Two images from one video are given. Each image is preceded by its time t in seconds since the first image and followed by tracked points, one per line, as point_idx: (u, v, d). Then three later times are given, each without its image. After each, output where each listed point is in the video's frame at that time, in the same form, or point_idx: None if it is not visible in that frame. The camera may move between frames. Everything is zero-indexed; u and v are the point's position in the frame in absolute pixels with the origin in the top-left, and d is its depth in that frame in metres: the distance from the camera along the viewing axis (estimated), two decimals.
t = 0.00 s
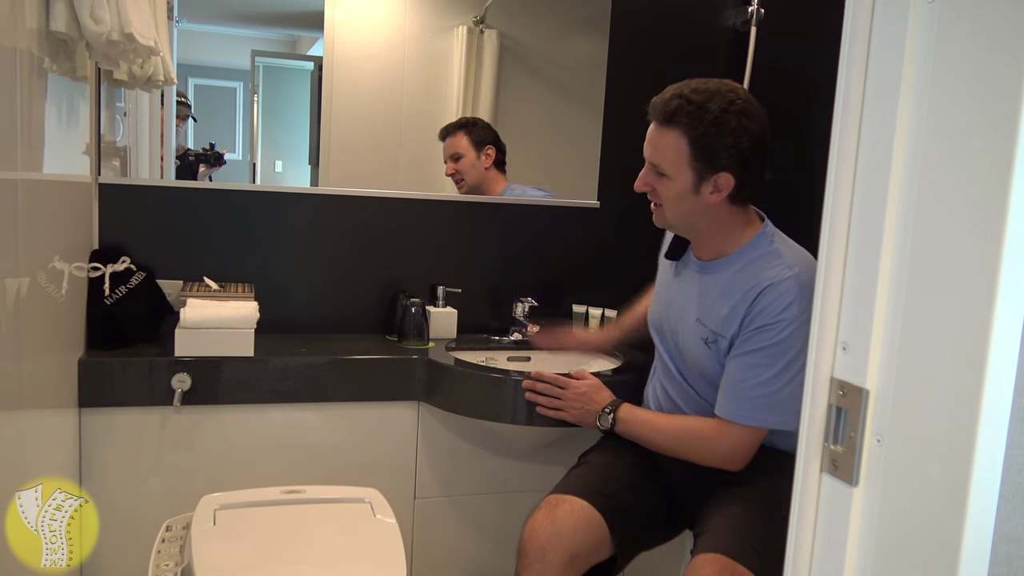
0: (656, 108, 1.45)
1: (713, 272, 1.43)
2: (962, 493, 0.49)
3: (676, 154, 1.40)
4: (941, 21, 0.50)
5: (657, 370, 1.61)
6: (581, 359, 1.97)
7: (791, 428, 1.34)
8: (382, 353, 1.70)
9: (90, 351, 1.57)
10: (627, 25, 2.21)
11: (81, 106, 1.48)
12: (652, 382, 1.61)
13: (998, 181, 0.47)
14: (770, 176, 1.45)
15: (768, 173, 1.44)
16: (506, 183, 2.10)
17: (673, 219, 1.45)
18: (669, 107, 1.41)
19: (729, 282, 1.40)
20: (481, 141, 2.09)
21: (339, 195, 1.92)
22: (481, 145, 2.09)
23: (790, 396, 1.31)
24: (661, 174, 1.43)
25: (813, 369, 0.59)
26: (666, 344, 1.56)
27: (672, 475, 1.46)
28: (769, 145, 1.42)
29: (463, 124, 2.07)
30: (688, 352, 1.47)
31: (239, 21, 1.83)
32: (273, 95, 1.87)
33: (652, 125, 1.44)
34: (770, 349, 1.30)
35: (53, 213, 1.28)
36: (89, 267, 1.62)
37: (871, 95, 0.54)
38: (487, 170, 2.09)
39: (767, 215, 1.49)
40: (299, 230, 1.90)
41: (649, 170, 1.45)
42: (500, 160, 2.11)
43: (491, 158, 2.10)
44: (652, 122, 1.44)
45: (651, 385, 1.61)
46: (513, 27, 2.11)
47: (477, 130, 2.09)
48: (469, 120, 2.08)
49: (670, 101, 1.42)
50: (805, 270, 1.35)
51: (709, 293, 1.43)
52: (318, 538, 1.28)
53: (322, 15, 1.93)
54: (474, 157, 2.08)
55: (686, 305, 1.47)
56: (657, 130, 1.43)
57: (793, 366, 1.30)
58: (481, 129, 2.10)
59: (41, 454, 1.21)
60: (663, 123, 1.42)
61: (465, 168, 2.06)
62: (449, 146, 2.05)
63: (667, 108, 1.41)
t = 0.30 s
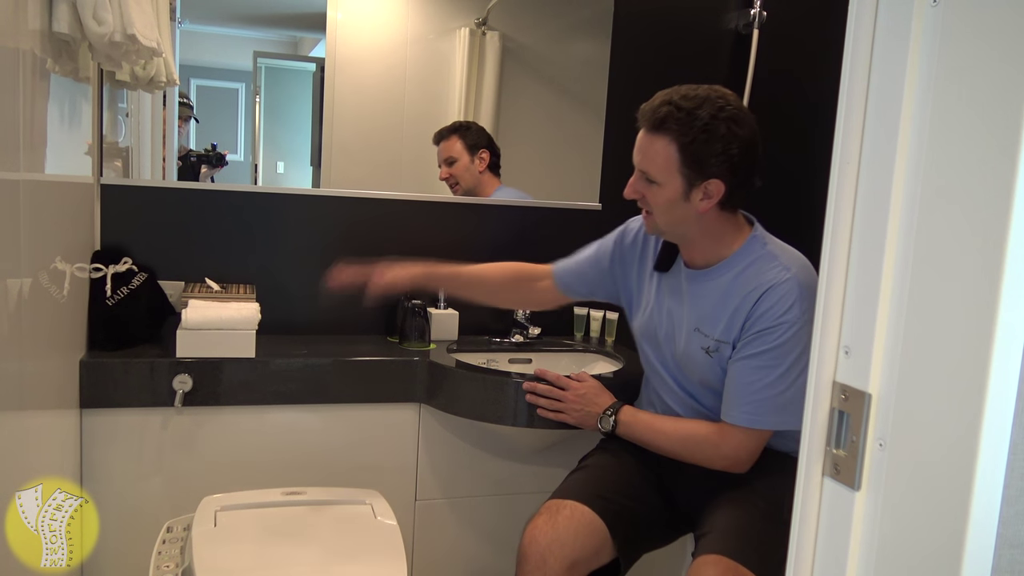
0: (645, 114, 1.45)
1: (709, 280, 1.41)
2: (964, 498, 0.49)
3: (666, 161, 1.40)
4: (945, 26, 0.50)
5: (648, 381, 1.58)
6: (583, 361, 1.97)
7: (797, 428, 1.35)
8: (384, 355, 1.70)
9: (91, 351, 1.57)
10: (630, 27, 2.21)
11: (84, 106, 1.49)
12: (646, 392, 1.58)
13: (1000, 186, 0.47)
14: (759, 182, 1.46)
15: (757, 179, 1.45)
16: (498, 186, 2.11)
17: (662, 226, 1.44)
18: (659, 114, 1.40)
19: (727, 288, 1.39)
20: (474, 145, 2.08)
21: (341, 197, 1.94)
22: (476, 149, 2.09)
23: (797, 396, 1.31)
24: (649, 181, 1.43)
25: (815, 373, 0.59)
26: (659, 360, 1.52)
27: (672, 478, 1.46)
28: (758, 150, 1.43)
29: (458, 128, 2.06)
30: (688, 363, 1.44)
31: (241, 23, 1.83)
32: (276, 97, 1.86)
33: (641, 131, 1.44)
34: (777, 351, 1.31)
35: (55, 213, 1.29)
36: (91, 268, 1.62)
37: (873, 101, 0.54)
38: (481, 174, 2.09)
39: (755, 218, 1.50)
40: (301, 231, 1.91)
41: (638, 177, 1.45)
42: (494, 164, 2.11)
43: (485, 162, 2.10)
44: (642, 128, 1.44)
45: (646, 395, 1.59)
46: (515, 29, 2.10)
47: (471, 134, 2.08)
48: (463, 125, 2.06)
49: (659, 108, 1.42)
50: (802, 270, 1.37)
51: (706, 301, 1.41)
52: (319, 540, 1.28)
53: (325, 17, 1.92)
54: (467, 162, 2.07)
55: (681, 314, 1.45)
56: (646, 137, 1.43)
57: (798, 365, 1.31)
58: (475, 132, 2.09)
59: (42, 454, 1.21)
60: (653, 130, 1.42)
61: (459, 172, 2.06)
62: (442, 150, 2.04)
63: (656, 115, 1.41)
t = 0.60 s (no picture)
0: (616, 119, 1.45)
1: (695, 285, 1.41)
2: (963, 500, 0.49)
3: (637, 165, 1.40)
4: (945, 28, 0.50)
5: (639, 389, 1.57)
6: (583, 362, 1.97)
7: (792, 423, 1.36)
8: (384, 356, 1.70)
9: (92, 352, 1.57)
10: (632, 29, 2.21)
11: (85, 107, 1.49)
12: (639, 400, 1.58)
13: (1000, 187, 0.47)
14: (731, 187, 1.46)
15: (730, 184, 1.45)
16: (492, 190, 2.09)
17: (636, 231, 1.44)
18: (630, 118, 1.40)
19: (713, 292, 1.39)
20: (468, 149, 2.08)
21: (343, 199, 1.93)
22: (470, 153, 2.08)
23: (791, 391, 1.33)
24: (621, 186, 1.42)
25: (815, 374, 0.59)
26: (647, 367, 1.51)
27: (672, 482, 1.46)
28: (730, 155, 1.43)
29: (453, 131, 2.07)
30: (679, 369, 1.44)
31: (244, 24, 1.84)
32: (276, 98, 1.86)
33: (614, 136, 1.43)
34: (769, 349, 1.32)
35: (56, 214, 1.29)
36: (92, 269, 1.62)
37: (873, 100, 0.54)
38: (475, 179, 2.08)
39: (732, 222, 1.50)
40: (303, 232, 1.90)
41: (611, 181, 1.44)
42: (488, 168, 2.10)
43: (480, 166, 2.09)
44: (614, 133, 1.44)
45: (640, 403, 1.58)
46: (515, 31, 2.10)
47: (466, 137, 2.08)
48: (458, 128, 2.07)
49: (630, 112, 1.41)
50: (785, 268, 1.39)
51: (692, 306, 1.41)
52: (319, 541, 1.28)
53: (326, 18, 1.93)
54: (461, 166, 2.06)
55: (668, 321, 1.45)
56: (618, 141, 1.42)
57: (790, 361, 1.32)
58: (469, 135, 2.09)
59: (43, 454, 1.21)
60: (624, 134, 1.41)
61: (452, 176, 2.05)
62: (435, 153, 2.04)
63: (627, 119, 1.41)
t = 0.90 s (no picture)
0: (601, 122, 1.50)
1: (691, 282, 1.41)
2: (958, 500, 0.49)
3: (614, 163, 1.43)
4: (941, 25, 0.50)
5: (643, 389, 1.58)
6: (583, 363, 1.97)
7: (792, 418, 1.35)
8: (383, 356, 1.70)
9: (91, 352, 1.57)
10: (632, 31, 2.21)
11: (85, 107, 1.49)
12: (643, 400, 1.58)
13: (996, 186, 0.47)
14: (719, 179, 1.44)
15: (715, 176, 1.43)
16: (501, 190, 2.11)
17: (625, 228, 1.47)
18: (606, 120, 1.45)
19: (708, 288, 1.40)
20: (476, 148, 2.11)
21: (343, 200, 1.91)
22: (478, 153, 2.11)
23: (786, 384, 1.32)
24: (604, 184, 1.46)
25: (811, 374, 0.59)
26: (647, 365, 1.52)
27: (671, 483, 1.45)
28: (713, 148, 1.42)
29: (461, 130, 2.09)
30: (678, 366, 1.45)
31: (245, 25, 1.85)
32: (277, 99, 1.88)
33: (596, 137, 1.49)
34: (762, 343, 1.31)
35: (56, 214, 1.29)
36: (91, 269, 1.63)
37: (870, 97, 0.54)
38: (485, 179, 2.10)
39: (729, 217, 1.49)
40: (303, 232, 1.89)
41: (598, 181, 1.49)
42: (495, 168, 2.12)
43: (488, 167, 2.11)
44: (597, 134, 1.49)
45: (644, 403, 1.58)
46: (516, 31, 2.12)
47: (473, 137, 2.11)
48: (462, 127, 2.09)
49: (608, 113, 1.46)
50: (780, 263, 1.38)
51: (688, 302, 1.41)
52: (318, 541, 1.28)
53: (327, 19, 1.94)
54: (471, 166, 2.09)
55: (665, 319, 1.45)
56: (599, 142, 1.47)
57: (784, 356, 1.32)
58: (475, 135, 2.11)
59: (42, 454, 1.21)
60: (604, 135, 1.46)
61: (464, 175, 2.07)
62: (440, 154, 2.06)
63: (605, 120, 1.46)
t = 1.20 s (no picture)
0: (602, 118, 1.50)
1: (690, 280, 1.42)
2: (954, 499, 0.49)
3: (614, 159, 1.44)
4: (937, 24, 0.50)
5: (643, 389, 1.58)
6: (581, 363, 1.97)
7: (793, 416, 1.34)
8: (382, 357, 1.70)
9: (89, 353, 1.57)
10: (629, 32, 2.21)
11: (84, 108, 1.49)
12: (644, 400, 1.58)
13: (993, 184, 0.47)
14: (719, 177, 1.44)
15: (715, 174, 1.44)
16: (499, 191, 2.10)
17: (624, 225, 1.47)
18: (607, 116, 1.46)
19: (708, 286, 1.40)
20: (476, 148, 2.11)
21: (341, 200, 1.90)
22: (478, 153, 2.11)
23: (787, 381, 1.32)
24: (604, 180, 1.47)
25: (808, 373, 0.59)
26: (646, 364, 1.52)
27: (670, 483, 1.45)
28: (712, 146, 1.43)
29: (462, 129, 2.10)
30: (677, 365, 1.45)
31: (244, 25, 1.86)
32: (276, 99, 1.89)
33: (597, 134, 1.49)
34: (762, 340, 1.31)
35: (54, 214, 1.29)
36: (88, 269, 1.62)
37: (866, 95, 0.54)
38: (484, 179, 2.09)
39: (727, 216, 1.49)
40: (301, 233, 1.88)
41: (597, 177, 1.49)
42: (494, 169, 2.12)
43: (487, 167, 2.11)
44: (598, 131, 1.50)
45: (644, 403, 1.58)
46: (514, 32, 2.12)
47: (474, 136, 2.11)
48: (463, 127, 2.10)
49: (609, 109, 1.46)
50: (779, 261, 1.38)
51: (688, 301, 1.41)
52: (316, 541, 1.28)
53: (325, 19, 1.95)
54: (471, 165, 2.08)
55: (665, 317, 1.45)
56: (599, 139, 1.48)
57: (783, 353, 1.31)
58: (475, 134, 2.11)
59: (41, 453, 1.21)
60: (604, 131, 1.46)
61: (462, 175, 2.06)
62: (439, 154, 2.07)
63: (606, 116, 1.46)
